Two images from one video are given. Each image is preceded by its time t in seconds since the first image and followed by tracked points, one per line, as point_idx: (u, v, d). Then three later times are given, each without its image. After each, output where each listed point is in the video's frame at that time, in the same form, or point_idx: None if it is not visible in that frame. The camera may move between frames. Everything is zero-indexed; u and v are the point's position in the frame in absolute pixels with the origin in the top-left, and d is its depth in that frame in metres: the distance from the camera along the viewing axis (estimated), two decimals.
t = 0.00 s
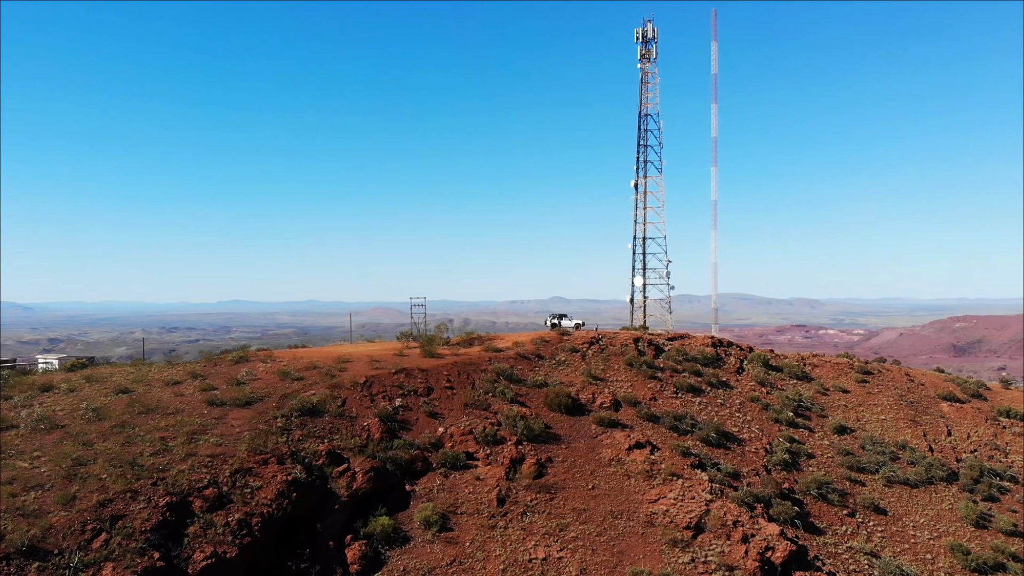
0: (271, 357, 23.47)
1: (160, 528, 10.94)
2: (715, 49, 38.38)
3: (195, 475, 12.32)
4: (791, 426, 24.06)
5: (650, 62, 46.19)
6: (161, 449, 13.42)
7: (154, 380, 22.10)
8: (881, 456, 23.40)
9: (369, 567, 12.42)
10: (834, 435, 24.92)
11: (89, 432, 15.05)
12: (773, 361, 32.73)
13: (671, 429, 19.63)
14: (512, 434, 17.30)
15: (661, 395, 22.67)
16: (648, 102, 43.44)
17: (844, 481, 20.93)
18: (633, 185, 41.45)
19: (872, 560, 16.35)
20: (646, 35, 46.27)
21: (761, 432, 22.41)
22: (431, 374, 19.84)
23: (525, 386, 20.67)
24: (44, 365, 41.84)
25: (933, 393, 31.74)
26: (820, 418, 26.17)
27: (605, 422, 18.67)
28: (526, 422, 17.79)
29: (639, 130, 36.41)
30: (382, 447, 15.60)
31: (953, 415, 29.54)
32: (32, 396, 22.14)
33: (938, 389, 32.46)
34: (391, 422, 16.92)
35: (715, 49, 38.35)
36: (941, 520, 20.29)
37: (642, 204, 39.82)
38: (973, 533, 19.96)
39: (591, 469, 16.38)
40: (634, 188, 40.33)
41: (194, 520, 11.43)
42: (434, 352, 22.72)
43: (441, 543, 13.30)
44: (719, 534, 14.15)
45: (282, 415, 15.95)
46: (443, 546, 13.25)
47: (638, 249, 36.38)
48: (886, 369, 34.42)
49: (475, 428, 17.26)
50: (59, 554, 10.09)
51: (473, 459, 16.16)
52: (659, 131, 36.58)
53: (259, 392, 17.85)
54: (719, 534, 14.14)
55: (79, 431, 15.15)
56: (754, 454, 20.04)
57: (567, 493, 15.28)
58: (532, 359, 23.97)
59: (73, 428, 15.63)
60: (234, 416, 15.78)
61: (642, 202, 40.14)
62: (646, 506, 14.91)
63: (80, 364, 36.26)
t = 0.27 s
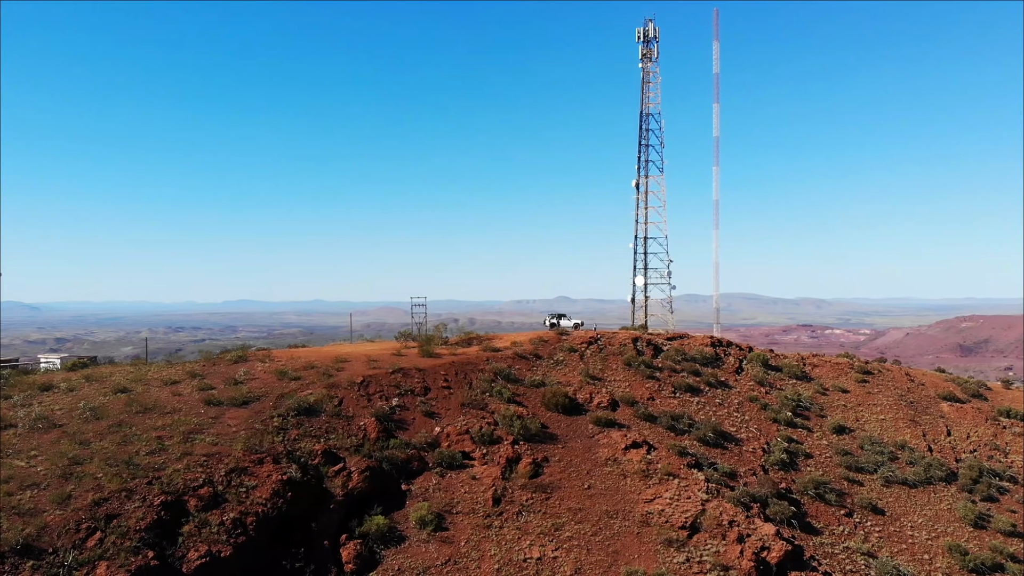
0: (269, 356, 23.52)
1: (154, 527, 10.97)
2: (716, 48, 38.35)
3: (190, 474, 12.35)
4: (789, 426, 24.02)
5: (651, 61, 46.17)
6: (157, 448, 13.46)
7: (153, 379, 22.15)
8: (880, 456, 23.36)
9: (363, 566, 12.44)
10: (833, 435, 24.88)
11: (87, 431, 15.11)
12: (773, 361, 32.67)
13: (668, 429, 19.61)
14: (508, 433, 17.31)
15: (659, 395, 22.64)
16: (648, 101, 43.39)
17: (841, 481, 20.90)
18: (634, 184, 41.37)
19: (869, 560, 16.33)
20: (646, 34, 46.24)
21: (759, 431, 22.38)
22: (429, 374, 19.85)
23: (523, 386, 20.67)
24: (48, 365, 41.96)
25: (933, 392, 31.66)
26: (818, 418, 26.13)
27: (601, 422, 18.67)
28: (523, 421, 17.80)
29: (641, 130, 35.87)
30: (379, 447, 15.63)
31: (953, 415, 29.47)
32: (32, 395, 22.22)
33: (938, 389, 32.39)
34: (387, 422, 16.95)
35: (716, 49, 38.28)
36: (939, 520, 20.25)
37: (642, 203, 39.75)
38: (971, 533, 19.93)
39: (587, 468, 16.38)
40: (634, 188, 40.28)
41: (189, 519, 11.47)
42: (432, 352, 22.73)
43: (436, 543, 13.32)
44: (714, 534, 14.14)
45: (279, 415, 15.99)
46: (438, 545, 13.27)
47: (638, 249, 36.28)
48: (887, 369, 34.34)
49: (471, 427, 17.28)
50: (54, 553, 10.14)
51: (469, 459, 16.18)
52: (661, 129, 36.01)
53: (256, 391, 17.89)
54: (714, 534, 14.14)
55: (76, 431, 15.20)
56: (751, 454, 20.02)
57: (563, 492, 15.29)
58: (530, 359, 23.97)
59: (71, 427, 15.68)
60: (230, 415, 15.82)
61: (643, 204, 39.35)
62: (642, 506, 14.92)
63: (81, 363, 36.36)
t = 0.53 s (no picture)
0: (268, 356, 23.56)
1: (149, 526, 11.01)
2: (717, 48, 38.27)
3: (185, 473, 12.39)
4: (788, 426, 23.98)
5: (652, 61, 46.14)
6: (153, 447, 13.50)
7: (151, 379, 22.20)
8: (878, 456, 23.32)
9: (358, 565, 12.46)
10: (831, 435, 24.83)
11: (84, 431, 15.16)
12: (772, 361, 32.62)
13: (665, 428, 19.60)
14: (504, 433, 17.33)
15: (657, 395, 22.63)
16: (649, 101, 43.33)
17: (839, 481, 20.87)
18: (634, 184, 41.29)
19: (866, 560, 16.31)
20: (647, 34, 46.21)
21: (757, 431, 22.34)
22: (426, 374, 19.88)
23: (520, 386, 20.68)
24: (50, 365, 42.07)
25: (933, 392, 31.58)
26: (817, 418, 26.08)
27: (598, 422, 18.67)
28: (519, 421, 17.81)
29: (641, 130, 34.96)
30: (375, 446, 15.65)
31: (953, 415, 29.39)
32: (31, 395, 22.29)
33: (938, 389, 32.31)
34: (384, 421, 16.98)
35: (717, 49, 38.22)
36: (938, 520, 20.21)
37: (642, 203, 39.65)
38: (970, 534, 19.88)
39: (583, 468, 16.39)
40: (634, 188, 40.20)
41: (184, 518, 11.51)
42: (430, 352, 22.74)
43: (431, 542, 13.33)
44: (710, 534, 14.14)
45: (276, 414, 16.02)
46: (433, 545, 13.29)
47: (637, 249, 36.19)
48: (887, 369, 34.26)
49: (468, 427, 17.29)
50: (48, 551, 10.19)
51: (466, 458, 16.20)
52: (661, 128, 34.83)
53: (253, 391, 17.93)
54: (710, 533, 14.14)
55: (73, 430, 15.25)
56: (749, 454, 20.00)
57: (559, 492, 15.29)
58: (528, 359, 23.97)
59: (68, 427, 15.73)
60: (227, 415, 15.88)
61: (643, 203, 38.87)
62: (637, 506, 14.92)
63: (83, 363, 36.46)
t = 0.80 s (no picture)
0: (266, 356, 23.60)
1: (144, 525, 11.06)
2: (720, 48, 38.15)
3: (181, 473, 12.43)
4: (786, 426, 23.95)
5: (654, 61, 46.09)
6: (150, 447, 13.55)
7: (150, 379, 22.25)
8: (877, 456, 23.28)
9: (353, 564, 12.49)
10: (830, 435, 24.80)
11: (82, 430, 15.21)
12: (771, 361, 32.56)
13: (663, 428, 19.59)
14: (501, 433, 17.34)
15: (655, 394, 22.62)
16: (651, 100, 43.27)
17: (837, 481, 20.84)
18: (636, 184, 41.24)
19: (862, 561, 16.30)
20: (649, 34, 46.15)
21: (755, 431, 22.31)
22: (423, 373, 19.89)
23: (518, 385, 20.69)
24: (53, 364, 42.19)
25: (933, 393, 31.50)
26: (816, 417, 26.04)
27: (595, 422, 18.67)
28: (516, 421, 17.82)
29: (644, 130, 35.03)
30: (371, 446, 15.68)
31: (953, 415, 29.31)
32: (31, 394, 22.35)
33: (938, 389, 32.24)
34: (381, 421, 17.00)
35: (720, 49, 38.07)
36: (936, 520, 20.18)
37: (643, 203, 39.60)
38: (968, 534, 19.84)
39: (579, 468, 16.39)
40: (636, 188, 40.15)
41: (179, 517, 11.55)
42: (428, 352, 22.75)
43: (426, 542, 13.35)
44: (705, 534, 14.14)
45: (272, 414, 16.06)
46: (428, 544, 13.31)
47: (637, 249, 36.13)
48: (887, 369, 34.18)
49: (464, 427, 17.31)
50: (43, 550, 10.24)
51: (462, 458, 16.21)
52: (665, 129, 34.93)
53: (251, 390, 17.97)
54: (705, 533, 14.14)
55: (70, 430, 15.30)
56: (746, 453, 19.98)
57: (554, 492, 15.30)
58: (526, 358, 23.97)
59: (66, 426, 15.78)
60: (224, 415, 15.92)
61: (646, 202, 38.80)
62: (633, 505, 14.92)
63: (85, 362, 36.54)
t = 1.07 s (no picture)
0: (264, 356, 23.66)
1: (138, 524, 11.10)
2: (720, 49, 38.11)
3: (176, 472, 12.47)
4: (784, 426, 23.91)
5: (655, 60, 46.05)
6: (145, 446, 13.59)
7: (149, 378, 22.29)
8: (875, 457, 23.24)
9: (348, 564, 12.50)
10: (829, 435, 24.76)
11: (79, 430, 15.26)
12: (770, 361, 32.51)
13: (660, 428, 19.59)
14: (498, 433, 17.35)
15: (652, 395, 22.61)
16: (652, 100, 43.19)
17: (835, 482, 20.82)
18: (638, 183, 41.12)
19: (859, 561, 16.28)
20: (651, 33, 46.11)
21: (752, 431, 22.29)
22: (420, 373, 19.92)
23: (515, 385, 20.70)
24: (54, 364, 42.25)
25: (933, 393, 31.43)
26: (815, 418, 26.00)
27: (592, 421, 18.67)
28: (513, 421, 17.83)
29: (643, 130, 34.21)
30: (368, 446, 15.71)
31: (952, 415, 29.25)
32: (30, 394, 22.43)
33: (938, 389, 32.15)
34: (377, 421, 17.03)
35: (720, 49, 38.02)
36: (934, 521, 20.14)
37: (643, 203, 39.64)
38: (966, 535, 19.80)
39: (576, 468, 16.40)
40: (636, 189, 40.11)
41: (174, 517, 11.59)
42: (426, 352, 22.77)
43: (421, 541, 13.37)
44: (700, 534, 14.15)
45: (269, 414, 16.10)
46: (423, 544, 13.33)
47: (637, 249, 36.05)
48: (887, 369, 34.12)
49: (461, 427, 17.32)
50: (37, 549, 10.29)
51: (458, 458, 16.23)
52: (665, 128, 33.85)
53: (248, 390, 18.02)
54: (701, 533, 14.14)
55: (68, 429, 15.35)
56: (744, 454, 19.98)
57: (550, 492, 15.31)
58: (524, 358, 23.97)
59: (63, 426, 15.82)
60: (220, 415, 15.96)
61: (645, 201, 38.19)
62: (629, 505, 14.92)
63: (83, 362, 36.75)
